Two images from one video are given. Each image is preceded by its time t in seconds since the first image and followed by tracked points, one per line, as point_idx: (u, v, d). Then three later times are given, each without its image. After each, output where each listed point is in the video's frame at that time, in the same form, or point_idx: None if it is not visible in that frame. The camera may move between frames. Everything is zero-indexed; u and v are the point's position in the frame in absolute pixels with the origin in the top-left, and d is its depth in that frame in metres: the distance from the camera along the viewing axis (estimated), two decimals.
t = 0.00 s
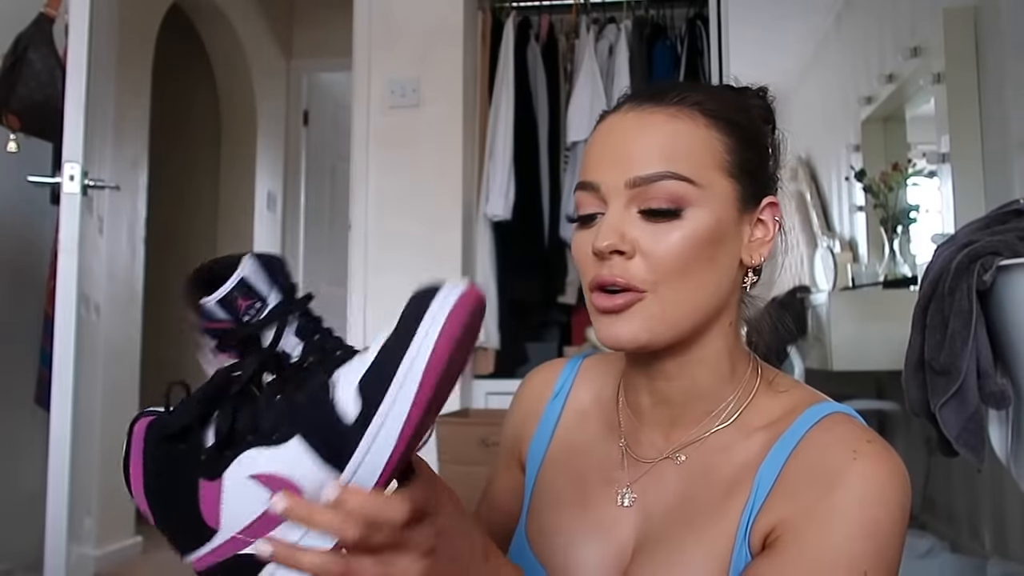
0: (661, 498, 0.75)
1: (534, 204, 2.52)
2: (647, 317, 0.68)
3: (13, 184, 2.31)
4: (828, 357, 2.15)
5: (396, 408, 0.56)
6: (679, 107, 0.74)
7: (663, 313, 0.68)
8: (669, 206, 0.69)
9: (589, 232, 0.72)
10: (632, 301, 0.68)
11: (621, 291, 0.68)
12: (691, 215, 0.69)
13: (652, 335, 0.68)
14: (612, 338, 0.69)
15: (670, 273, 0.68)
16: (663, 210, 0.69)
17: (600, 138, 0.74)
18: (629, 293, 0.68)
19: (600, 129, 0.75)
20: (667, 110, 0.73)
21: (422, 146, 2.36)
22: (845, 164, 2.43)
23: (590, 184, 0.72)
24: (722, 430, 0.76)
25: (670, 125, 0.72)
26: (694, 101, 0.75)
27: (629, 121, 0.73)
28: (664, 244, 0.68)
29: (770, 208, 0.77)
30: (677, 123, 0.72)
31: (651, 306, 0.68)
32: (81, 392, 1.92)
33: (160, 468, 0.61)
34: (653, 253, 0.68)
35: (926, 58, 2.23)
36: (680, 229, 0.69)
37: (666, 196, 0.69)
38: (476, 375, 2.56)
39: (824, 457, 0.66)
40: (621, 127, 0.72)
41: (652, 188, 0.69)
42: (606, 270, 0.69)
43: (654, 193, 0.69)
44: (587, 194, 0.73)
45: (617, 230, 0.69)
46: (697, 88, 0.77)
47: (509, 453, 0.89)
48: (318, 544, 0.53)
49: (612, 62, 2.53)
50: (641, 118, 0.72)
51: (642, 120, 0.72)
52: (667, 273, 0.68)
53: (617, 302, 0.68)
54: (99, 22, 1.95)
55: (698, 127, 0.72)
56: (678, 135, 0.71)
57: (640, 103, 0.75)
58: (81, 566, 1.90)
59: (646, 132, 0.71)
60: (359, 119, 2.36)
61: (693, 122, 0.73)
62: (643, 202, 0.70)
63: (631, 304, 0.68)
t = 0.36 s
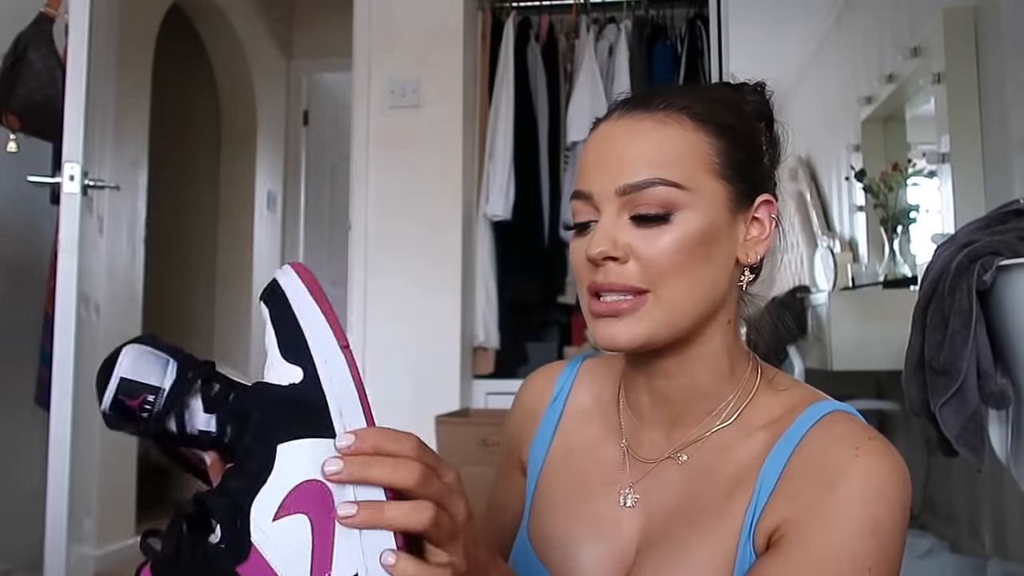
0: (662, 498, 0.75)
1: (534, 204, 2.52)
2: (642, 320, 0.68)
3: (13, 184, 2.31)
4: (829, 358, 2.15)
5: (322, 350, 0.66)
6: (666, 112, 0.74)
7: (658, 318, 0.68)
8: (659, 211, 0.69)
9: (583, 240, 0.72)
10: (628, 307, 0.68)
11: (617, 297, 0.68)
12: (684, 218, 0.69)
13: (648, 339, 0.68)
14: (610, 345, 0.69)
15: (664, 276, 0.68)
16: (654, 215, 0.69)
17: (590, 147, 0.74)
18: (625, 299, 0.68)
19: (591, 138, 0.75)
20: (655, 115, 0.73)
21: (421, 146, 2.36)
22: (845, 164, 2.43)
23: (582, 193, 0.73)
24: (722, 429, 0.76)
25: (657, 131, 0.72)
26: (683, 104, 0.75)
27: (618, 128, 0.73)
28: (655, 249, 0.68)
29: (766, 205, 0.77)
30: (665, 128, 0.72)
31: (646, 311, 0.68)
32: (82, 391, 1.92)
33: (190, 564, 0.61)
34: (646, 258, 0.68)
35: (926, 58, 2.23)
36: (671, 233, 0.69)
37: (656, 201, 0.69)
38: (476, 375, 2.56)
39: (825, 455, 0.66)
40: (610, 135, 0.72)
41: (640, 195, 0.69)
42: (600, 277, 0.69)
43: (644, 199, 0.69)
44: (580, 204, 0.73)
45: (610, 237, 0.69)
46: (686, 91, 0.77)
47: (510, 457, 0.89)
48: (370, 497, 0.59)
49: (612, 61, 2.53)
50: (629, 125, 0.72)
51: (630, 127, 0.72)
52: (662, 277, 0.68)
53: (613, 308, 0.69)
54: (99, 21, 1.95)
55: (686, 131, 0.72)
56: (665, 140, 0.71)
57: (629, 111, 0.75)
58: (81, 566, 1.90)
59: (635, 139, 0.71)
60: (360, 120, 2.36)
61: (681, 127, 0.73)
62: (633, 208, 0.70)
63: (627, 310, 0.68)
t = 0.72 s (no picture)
0: (661, 497, 0.75)
1: (534, 204, 2.52)
2: (640, 322, 0.68)
3: (12, 184, 2.31)
4: (829, 359, 2.15)
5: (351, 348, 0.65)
6: (661, 112, 0.74)
7: (655, 319, 0.68)
8: (655, 213, 0.69)
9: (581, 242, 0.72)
10: (626, 310, 0.68)
11: (616, 300, 0.68)
12: (680, 219, 0.69)
13: (646, 341, 0.68)
14: (610, 348, 0.69)
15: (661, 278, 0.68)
16: (650, 217, 0.69)
17: (586, 148, 0.73)
18: (623, 302, 0.68)
19: (587, 139, 0.75)
20: (650, 116, 0.73)
21: (421, 146, 2.36)
22: (845, 164, 2.39)
23: (580, 195, 0.72)
24: (720, 427, 0.76)
25: (652, 132, 0.71)
26: (678, 104, 0.75)
27: (614, 130, 0.72)
28: (652, 251, 0.68)
29: (763, 203, 0.77)
30: (660, 129, 0.72)
31: (644, 313, 0.68)
32: (82, 391, 1.92)
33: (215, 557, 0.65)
34: (643, 259, 0.68)
35: (925, 58, 2.30)
36: (667, 235, 0.69)
37: (652, 203, 0.69)
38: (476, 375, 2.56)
39: (822, 454, 0.67)
40: (606, 137, 0.72)
41: (636, 197, 0.69)
42: (598, 279, 0.69)
43: (640, 200, 0.69)
44: (578, 206, 0.73)
45: (606, 239, 0.69)
46: (682, 91, 0.77)
47: (508, 457, 0.89)
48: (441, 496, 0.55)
49: (612, 61, 2.53)
50: (626, 127, 0.72)
51: (626, 128, 0.72)
52: (659, 279, 0.68)
53: (613, 311, 0.69)
54: (99, 22, 1.95)
55: (681, 132, 0.72)
56: (660, 141, 0.71)
57: (625, 112, 0.75)
58: (81, 566, 1.90)
59: (630, 140, 0.71)
60: (359, 120, 2.36)
61: (676, 127, 0.72)
62: (629, 210, 0.69)
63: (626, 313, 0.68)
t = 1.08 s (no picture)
0: (662, 499, 0.75)
1: (534, 204, 2.51)
2: (636, 328, 0.68)
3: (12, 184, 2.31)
4: (828, 359, 2.15)
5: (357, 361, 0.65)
6: (653, 113, 0.74)
7: (652, 325, 0.68)
8: (648, 216, 0.69)
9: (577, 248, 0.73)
10: (622, 315, 0.69)
11: (613, 305, 0.69)
12: (674, 222, 0.69)
13: (644, 346, 0.68)
14: (608, 354, 0.69)
15: (655, 282, 0.68)
16: (643, 221, 0.69)
17: (578, 152, 0.73)
18: (620, 308, 0.68)
19: (580, 143, 0.74)
20: (643, 118, 0.73)
21: (421, 147, 2.36)
22: (845, 164, 2.39)
23: (574, 200, 0.73)
24: (721, 429, 0.76)
25: (644, 134, 0.71)
26: (670, 105, 0.75)
27: (605, 133, 0.72)
28: (646, 255, 0.68)
29: (760, 201, 0.77)
30: (651, 131, 0.71)
31: (641, 319, 0.68)
32: (82, 391, 1.92)
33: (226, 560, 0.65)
34: (637, 264, 0.68)
35: (926, 58, 2.28)
36: (661, 239, 0.68)
37: (645, 206, 0.69)
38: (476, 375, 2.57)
39: (823, 454, 0.67)
40: (598, 140, 0.72)
41: (629, 201, 0.69)
42: (594, 285, 0.69)
43: (633, 204, 0.69)
44: (573, 212, 0.73)
45: (601, 243, 0.69)
46: (674, 91, 0.77)
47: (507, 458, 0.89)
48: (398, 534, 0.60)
49: (612, 61, 2.53)
50: (617, 129, 0.72)
51: (618, 131, 0.72)
52: (655, 283, 0.68)
53: (610, 316, 0.69)
54: (99, 22, 1.95)
55: (673, 133, 0.72)
56: (651, 142, 0.71)
57: (617, 114, 0.75)
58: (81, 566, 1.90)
59: (621, 142, 0.70)
60: (359, 120, 2.36)
61: (668, 128, 0.72)
62: (622, 214, 0.69)
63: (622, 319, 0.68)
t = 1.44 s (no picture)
0: (661, 499, 0.75)
1: (534, 204, 2.52)
2: (634, 331, 0.68)
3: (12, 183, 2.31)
4: (829, 359, 2.15)
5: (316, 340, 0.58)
6: (652, 114, 0.74)
7: (650, 328, 0.69)
8: (647, 220, 0.69)
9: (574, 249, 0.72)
10: (620, 319, 0.69)
11: (612, 308, 0.69)
12: (672, 225, 0.69)
13: (641, 349, 0.69)
14: (606, 357, 0.69)
15: (654, 285, 0.68)
16: (643, 224, 0.69)
17: (576, 152, 0.73)
18: (618, 311, 0.69)
19: (577, 143, 0.74)
20: (641, 119, 0.73)
21: (421, 147, 2.36)
22: (845, 164, 2.42)
23: (571, 201, 0.72)
24: (721, 429, 0.76)
25: (643, 136, 0.71)
26: (669, 106, 0.75)
27: (604, 133, 0.72)
28: (645, 259, 0.68)
29: (759, 202, 0.77)
30: (651, 133, 0.71)
31: (638, 323, 0.69)
32: (83, 390, 1.92)
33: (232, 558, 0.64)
34: (636, 268, 0.68)
35: (926, 58, 2.24)
36: (660, 242, 0.68)
37: (644, 210, 0.69)
38: (476, 375, 2.57)
39: (824, 454, 0.67)
40: (597, 141, 0.72)
41: (628, 203, 0.69)
42: (592, 287, 0.69)
43: (632, 207, 0.69)
44: (570, 213, 0.73)
45: (599, 246, 0.69)
46: (672, 91, 0.77)
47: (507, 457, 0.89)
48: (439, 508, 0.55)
49: (612, 61, 2.53)
50: (616, 130, 0.72)
51: (616, 132, 0.72)
52: (653, 287, 0.68)
53: (608, 319, 0.69)
54: (99, 22, 1.95)
55: (672, 135, 0.72)
56: (651, 145, 0.70)
57: (615, 114, 0.74)
58: (81, 566, 1.90)
59: (620, 144, 0.70)
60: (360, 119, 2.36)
61: (667, 131, 0.72)
62: (621, 217, 0.69)
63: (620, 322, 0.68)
